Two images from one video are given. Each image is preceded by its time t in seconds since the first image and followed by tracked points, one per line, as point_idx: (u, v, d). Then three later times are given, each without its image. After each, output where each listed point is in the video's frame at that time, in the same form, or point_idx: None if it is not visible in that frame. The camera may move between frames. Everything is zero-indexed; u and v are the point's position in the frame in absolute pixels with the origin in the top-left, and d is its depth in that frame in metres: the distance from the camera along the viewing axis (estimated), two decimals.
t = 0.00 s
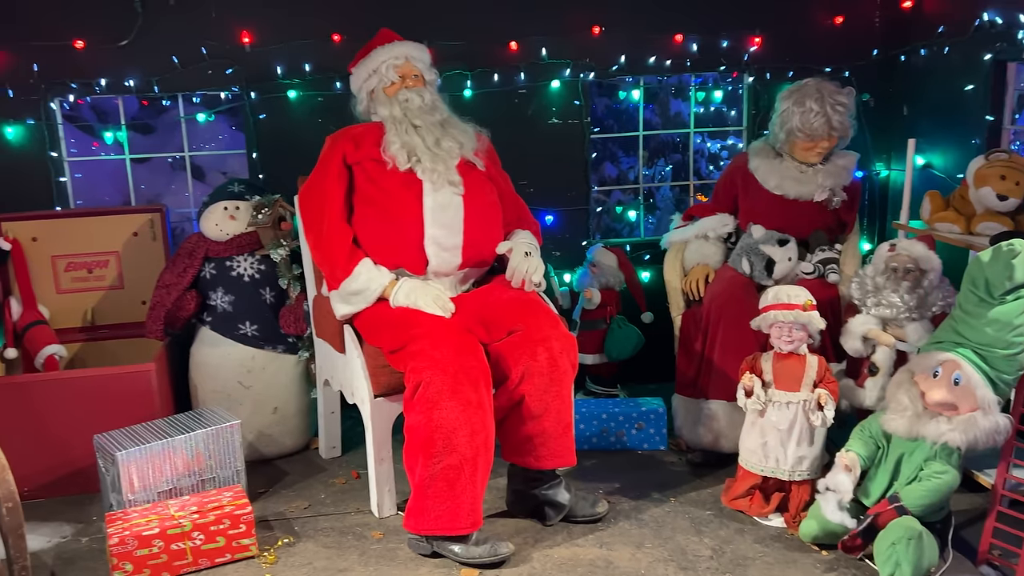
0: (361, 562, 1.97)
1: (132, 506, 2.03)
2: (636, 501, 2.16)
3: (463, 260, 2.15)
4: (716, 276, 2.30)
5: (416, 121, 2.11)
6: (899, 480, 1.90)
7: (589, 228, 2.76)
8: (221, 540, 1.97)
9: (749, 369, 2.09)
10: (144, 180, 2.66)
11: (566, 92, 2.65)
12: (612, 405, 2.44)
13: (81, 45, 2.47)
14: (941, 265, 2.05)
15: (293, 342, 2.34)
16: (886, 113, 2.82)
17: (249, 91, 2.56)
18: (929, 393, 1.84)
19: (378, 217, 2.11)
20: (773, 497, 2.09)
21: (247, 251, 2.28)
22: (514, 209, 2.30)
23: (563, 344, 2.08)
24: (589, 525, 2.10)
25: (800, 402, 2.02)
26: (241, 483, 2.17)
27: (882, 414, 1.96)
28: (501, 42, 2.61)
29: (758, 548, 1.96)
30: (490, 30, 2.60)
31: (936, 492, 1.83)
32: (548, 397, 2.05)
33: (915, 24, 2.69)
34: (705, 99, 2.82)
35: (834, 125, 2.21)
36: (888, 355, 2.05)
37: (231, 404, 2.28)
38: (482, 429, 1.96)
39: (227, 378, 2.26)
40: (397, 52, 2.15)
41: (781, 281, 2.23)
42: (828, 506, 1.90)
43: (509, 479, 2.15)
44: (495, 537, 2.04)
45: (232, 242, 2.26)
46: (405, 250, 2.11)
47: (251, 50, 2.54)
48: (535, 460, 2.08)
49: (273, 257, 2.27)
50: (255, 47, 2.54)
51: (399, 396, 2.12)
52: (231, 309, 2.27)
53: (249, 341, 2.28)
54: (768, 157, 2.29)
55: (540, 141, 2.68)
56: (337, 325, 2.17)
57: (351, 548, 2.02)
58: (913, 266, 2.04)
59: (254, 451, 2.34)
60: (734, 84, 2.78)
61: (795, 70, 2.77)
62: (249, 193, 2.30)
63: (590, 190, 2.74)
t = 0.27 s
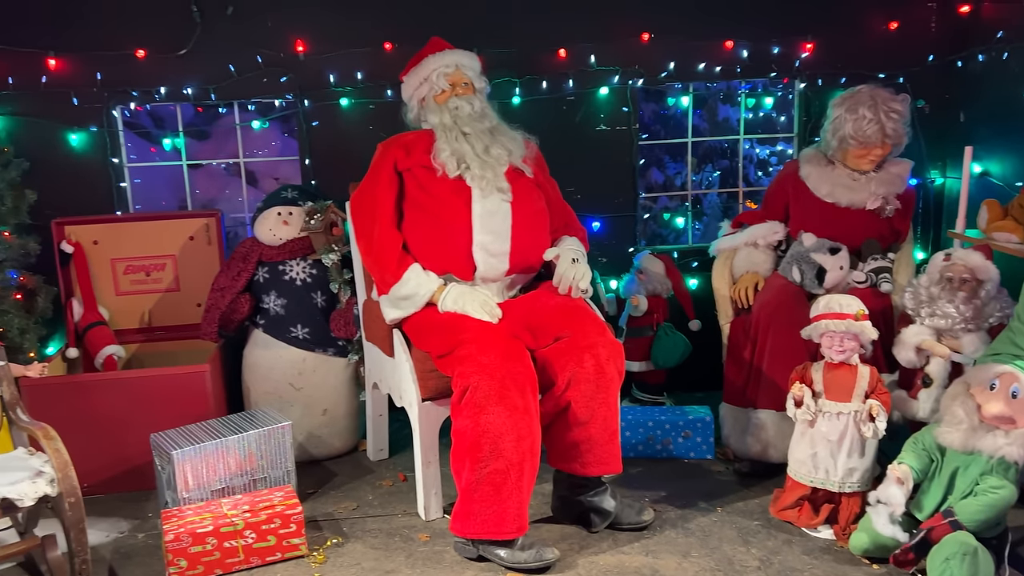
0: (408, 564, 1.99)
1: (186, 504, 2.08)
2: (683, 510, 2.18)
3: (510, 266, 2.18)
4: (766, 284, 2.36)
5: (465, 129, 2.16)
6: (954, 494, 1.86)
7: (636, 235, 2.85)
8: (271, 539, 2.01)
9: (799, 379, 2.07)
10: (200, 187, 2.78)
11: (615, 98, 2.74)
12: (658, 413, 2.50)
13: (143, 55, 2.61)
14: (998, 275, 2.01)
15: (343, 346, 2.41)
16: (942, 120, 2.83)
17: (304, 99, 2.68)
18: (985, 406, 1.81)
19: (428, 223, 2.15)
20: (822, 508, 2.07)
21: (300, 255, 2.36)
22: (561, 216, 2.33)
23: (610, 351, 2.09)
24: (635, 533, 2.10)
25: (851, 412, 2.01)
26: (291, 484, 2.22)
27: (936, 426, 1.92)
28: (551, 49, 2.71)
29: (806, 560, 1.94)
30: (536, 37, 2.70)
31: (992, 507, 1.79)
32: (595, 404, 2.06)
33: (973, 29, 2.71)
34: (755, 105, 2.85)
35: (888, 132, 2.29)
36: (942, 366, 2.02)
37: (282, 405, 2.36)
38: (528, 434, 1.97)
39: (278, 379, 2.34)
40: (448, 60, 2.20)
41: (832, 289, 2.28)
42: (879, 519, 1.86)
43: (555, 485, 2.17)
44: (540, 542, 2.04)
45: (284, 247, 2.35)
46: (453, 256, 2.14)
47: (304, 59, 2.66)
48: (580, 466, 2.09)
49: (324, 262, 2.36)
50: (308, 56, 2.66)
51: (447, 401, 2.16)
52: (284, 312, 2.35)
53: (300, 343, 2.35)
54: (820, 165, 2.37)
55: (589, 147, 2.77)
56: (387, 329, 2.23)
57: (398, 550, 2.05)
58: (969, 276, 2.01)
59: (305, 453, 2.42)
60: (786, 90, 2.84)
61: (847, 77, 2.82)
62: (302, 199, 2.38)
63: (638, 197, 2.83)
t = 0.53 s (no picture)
0: (451, 566, 2.02)
1: (236, 502, 2.13)
2: (726, 519, 2.20)
3: (554, 272, 2.23)
4: (812, 291, 2.39)
5: (511, 135, 2.21)
6: (1007, 508, 1.83)
7: (680, 241, 2.91)
8: (318, 538, 2.05)
9: (847, 389, 2.06)
10: (251, 191, 2.97)
11: (661, 104, 2.81)
12: (703, 420, 2.55)
13: (198, 63, 2.81)
14: None
15: (388, 349, 2.51)
16: (997, 125, 2.83)
17: (351, 107, 2.83)
18: None
19: (473, 229, 2.19)
20: (869, 519, 2.04)
21: (348, 259, 2.48)
22: (605, 222, 2.38)
23: (654, 358, 2.09)
24: (678, 540, 2.12)
25: (899, 423, 1.98)
26: (338, 484, 2.28)
27: (989, 438, 1.88)
28: (596, 56, 2.81)
29: (852, 571, 1.92)
30: (579, 46, 2.81)
31: None
32: (638, 411, 2.05)
33: None
34: (804, 110, 2.91)
35: (940, 139, 2.28)
36: (994, 377, 1.97)
37: (329, 406, 2.45)
38: (571, 440, 1.98)
39: (326, 381, 2.43)
40: (494, 68, 2.28)
41: (881, 298, 2.31)
42: (928, 532, 1.84)
43: (597, 491, 2.18)
44: (583, 548, 2.05)
45: (333, 251, 2.47)
46: (498, 261, 2.18)
47: (353, 66, 2.81)
48: (623, 473, 2.09)
49: (372, 266, 2.47)
50: (357, 63, 2.81)
51: (490, 405, 2.19)
52: (331, 315, 2.46)
53: (347, 346, 2.45)
54: (869, 171, 2.38)
55: (634, 153, 2.85)
56: (432, 333, 2.27)
57: (442, 553, 2.08)
58: None
59: (351, 453, 2.51)
60: (835, 95, 2.87)
61: (899, 83, 2.84)
62: (350, 204, 2.50)
63: (683, 202, 2.89)
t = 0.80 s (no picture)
0: (490, 569, 2.05)
1: (279, 500, 2.21)
2: (767, 526, 2.19)
3: (594, 277, 2.29)
4: (857, 299, 2.39)
5: (552, 140, 2.29)
6: None
7: (721, 247, 3.08)
8: (359, 538, 2.09)
9: (891, 398, 2.03)
10: (296, 194, 3.25)
11: (703, 108, 2.99)
12: (745, 427, 2.58)
13: (246, 69, 3.06)
14: None
15: (429, 352, 2.64)
16: None
17: (396, 111, 3.06)
18: None
19: (514, 233, 2.26)
20: (915, 531, 2.00)
21: (389, 263, 2.64)
22: (646, 227, 2.45)
23: (695, 364, 2.09)
24: (718, 548, 2.11)
25: (946, 434, 1.94)
26: (378, 484, 2.36)
27: None
28: (639, 60, 2.98)
29: None
30: (617, 56, 2.99)
31: None
32: (678, 417, 2.06)
33: None
34: (848, 114, 3.07)
35: (990, 144, 2.24)
36: None
37: (372, 408, 2.60)
38: (611, 445, 1.98)
39: (368, 383, 2.57)
40: (536, 73, 2.38)
41: (927, 305, 2.28)
42: (974, 544, 1.81)
43: (637, 496, 2.19)
44: (622, 554, 2.06)
45: (376, 254, 2.63)
46: (538, 266, 2.26)
47: (396, 72, 3.04)
48: (663, 479, 2.10)
49: (414, 269, 2.62)
50: (401, 68, 3.04)
51: (529, 408, 2.22)
52: (374, 318, 2.61)
53: (388, 348, 2.60)
54: (916, 177, 2.36)
55: (678, 155, 3.02)
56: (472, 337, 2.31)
57: (481, 555, 2.11)
58: None
59: (392, 454, 2.64)
60: (883, 99, 3.03)
61: (947, 86, 2.95)
62: (393, 208, 2.66)
63: (724, 209, 3.07)
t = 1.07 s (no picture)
0: (527, 569, 2.11)
1: (320, 497, 2.35)
2: (808, 533, 2.17)
3: (633, 280, 2.34)
4: (902, 303, 2.38)
5: (592, 142, 2.39)
6: None
7: (763, 251, 3.07)
8: (398, 537, 2.16)
9: (937, 405, 2.00)
10: (337, 195, 3.47)
11: (745, 110, 2.99)
12: (786, 433, 2.56)
13: (290, 73, 3.23)
14: None
15: (467, 353, 2.88)
16: None
17: (436, 114, 3.21)
18: None
19: (554, 234, 2.34)
20: (961, 541, 1.96)
21: (429, 264, 2.87)
22: (687, 230, 2.49)
23: (736, 368, 2.08)
24: (758, 554, 2.09)
25: (994, 442, 1.91)
26: (417, 484, 2.48)
27: None
28: (680, 63, 3.01)
29: None
30: (658, 61, 3.02)
31: None
32: (718, 421, 2.05)
33: None
34: (894, 117, 3.02)
35: None
36: None
37: (413, 408, 2.82)
38: (650, 448, 1.98)
39: (408, 384, 2.80)
40: (577, 76, 2.47)
41: (975, 311, 2.26)
42: None
43: (676, 501, 2.19)
44: (661, 558, 2.07)
45: (416, 256, 2.86)
46: (578, 269, 2.32)
47: (438, 75, 3.18)
48: (703, 484, 2.09)
49: (453, 271, 2.86)
50: (442, 72, 3.18)
51: (567, 411, 2.27)
52: (413, 319, 2.84)
53: (428, 348, 2.83)
54: (964, 181, 2.38)
55: (720, 157, 3.03)
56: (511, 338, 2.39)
57: (519, 556, 2.19)
58: None
59: (431, 455, 2.86)
60: (928, 101, 2.98)
61: (997, 88, 2.92)
62: (433, 211, 2.90)
63: (766, 212, 3.05)
